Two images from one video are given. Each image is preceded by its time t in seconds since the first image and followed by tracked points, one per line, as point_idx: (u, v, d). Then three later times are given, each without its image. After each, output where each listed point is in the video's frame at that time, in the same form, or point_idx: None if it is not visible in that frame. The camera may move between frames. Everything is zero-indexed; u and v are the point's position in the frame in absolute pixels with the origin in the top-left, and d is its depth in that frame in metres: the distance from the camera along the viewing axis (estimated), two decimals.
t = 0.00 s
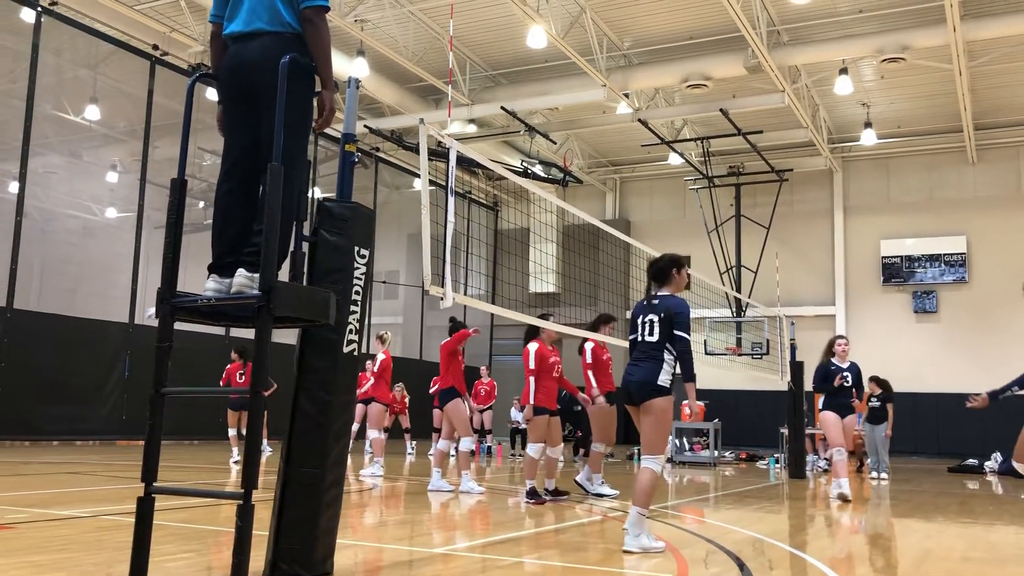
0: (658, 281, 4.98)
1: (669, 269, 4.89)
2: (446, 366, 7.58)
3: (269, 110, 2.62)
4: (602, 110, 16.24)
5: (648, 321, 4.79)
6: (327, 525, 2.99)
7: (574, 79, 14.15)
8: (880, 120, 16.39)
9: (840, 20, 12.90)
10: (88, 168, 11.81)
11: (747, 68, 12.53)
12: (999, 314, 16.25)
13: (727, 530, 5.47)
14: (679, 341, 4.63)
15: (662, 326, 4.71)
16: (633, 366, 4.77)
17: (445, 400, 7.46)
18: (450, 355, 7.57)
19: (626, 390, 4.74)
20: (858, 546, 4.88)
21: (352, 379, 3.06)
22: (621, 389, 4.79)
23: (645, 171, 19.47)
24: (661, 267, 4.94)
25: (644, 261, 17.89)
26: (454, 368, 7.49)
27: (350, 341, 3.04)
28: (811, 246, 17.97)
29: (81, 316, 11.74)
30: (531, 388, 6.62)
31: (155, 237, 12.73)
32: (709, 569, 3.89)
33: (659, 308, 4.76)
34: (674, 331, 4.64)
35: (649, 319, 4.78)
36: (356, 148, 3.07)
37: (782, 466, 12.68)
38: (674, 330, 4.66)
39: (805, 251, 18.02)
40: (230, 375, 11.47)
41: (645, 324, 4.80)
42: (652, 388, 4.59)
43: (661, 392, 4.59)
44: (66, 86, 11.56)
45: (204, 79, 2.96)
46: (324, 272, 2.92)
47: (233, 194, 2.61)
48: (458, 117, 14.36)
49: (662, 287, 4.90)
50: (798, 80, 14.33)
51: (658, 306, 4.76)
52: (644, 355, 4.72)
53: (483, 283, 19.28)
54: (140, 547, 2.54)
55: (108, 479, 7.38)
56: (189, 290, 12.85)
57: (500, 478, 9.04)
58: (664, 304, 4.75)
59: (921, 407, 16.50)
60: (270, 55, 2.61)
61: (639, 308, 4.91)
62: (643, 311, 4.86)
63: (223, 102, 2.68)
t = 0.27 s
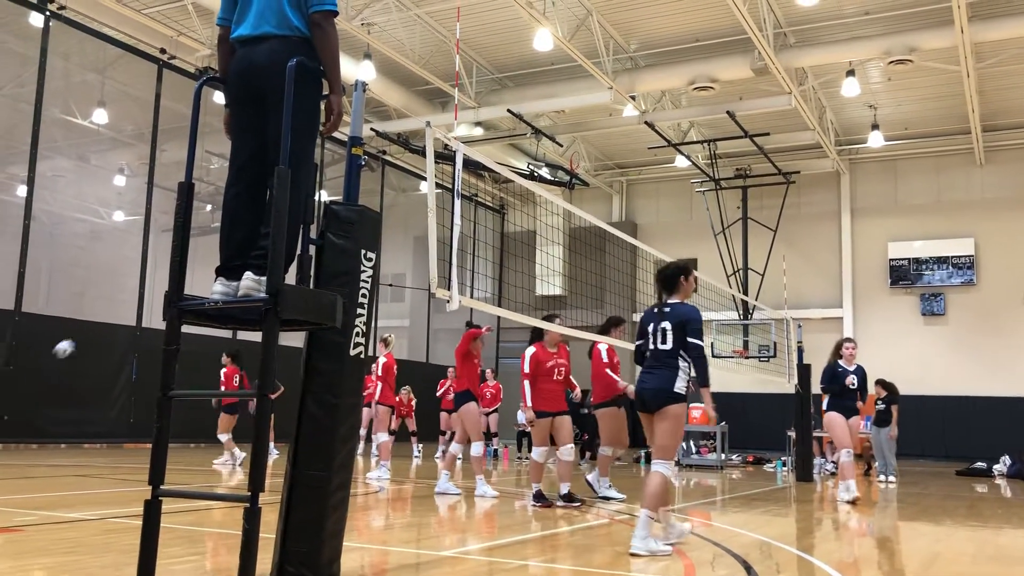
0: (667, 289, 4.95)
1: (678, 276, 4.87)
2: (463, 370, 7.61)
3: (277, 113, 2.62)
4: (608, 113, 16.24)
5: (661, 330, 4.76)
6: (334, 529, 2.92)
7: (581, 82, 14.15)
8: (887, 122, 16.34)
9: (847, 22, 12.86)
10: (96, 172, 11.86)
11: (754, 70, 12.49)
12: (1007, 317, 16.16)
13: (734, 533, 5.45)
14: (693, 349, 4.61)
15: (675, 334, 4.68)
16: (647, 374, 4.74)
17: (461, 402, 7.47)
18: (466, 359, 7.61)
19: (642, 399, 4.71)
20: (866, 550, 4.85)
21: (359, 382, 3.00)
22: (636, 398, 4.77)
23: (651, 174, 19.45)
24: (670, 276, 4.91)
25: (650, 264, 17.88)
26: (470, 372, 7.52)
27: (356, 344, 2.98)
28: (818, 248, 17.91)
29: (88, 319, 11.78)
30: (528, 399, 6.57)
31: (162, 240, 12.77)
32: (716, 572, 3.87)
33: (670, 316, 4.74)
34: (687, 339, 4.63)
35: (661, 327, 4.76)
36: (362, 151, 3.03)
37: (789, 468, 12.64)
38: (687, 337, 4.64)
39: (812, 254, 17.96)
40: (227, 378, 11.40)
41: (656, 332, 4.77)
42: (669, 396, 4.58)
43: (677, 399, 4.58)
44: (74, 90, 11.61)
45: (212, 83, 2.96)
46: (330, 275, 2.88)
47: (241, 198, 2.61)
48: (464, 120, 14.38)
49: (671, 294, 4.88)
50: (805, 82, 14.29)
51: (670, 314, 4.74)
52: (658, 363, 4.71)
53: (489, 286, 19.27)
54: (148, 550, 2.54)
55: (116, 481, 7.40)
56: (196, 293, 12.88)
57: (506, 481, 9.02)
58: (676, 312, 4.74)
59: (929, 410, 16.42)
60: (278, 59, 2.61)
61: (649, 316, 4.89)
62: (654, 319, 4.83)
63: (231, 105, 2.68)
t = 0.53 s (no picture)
0: (679, 295, 4.97)
1: (692, 282, 4.91)
2: (480, 372, 7.61)
3: (284, 119, 2.63)
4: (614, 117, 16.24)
5: (678, 335, 4.77)
6: (341, 533, 2.82)
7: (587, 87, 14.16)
8: (894, 126, 16.29)
9: (854, 27, 12.83)
10: (104, 177, 11.92)
11: (761, 74, 12.46)
12: (1016, 321, 16.07)
13: (741, 537, 5.42)
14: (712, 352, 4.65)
15: (694, 339, 4.70)
16: (667, 380, 4.74)
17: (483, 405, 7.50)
18: (484, 361, 7.63)
19: (662, 405, 4.71)
20: (874, 554, 4.82)
21: (366, 386, 2.91)
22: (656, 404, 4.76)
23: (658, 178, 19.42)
24: (683, 282, 4.93)
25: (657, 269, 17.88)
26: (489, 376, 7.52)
27: (363, 348, 2.90)
28: (826, 253, 17.85)
29: (97, 324, 11.82)
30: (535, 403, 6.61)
31: (170, 245, 12.81)
32: None
33: (687, 321, 4.76)
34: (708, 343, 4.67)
35: (679, 332, 4.76)
36: (370, 156, 3.00)
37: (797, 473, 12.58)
38: (708, 341, 4.67)
39: (820, 258, 17.89)
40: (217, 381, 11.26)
41: (675, 338, 4.77)
42: (691, 401, 4.58)
43: (698, 404, 4.58)
44: (83, 96, 11.67)
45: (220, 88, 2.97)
46: (337, 280, 2.83)
47: (249, 203, 2.62)
48: (471, 125, 14.40)
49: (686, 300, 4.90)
50: (812, 87, 14.27)
51: (687, 319, 4.77)
52: (678, 368, 4.71)
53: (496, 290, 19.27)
54: (155, 552, 2.53)
55: (124, 485, 7.42)
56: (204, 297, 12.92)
57: (513, 486, 9.01)
58: (694, 317, 4.76)
59: (937, 415, 16.33)
60: (285, 64, 2.61)
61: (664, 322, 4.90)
62: (670, 325, 4.85)
63: (239, 110, 2.68)
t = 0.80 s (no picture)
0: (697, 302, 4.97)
1: (710, 288, 4.91)
2: (496, 380, 7.70)
3: (291, 125, 2.63)
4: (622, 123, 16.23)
5: (700, 341, 4.75)
6: (350, 540, 2.80)
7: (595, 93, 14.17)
8: (903, 131, 16.23)
9: (862, 32, 12.79)
10: (114, 183, 11.98)
11: (769, 80, 12.43)
12: None
13: (750, 544, 5.39)
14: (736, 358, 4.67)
15: (716, 346, 4.70)
16: (690, 386, 4.71)
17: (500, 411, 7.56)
18: (501, 370, 7.70)
19: (686, 411, 4.68)
20: (883, 563, 4.78)
21: (374, 392, 2.89)
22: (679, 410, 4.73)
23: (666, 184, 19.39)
24: (702, 289, 4.93)
25: (666, 275, 17.87)
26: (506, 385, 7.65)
27: (371, 354, 2.88)
28: (835, 259, 17.78)
29: (105, 330, 11.86)
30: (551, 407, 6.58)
31: (179, 251, 12.86)
32: None
33: (708, 328, 4.76)
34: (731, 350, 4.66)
35: (701, 339, 4.76)
36: (378, 162, 2.98)
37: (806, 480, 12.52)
38: (731, 348, 4.68)
39: (829, 264, 17.83)
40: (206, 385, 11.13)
41: (697, 344, 4.76)
42: (717, 407, 4.57)
43: (725, 410, 4.58)
44: (92, 102, 11.74)
45: (229, 96, 2.97)
46: (344, 286, 2.80)
47: (257, 209, 2.62)
48: (478, 131, 14.42)
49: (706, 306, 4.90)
50: (820, 93, 14.24)
51: (709, 325, 4.76)
52: (701, 374, 4.70)
53: (503, 296, 19.26)
54: (163, 560, 2.53)
55: (134, 491, 7.43)
56: (212, 303, 12.96)
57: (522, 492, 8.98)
58: (716, 323, 4.77)
59: (947, 422, 16.22)
60: (290, 71, 2.61)
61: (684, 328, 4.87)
62: (690, 331, 4.84)
63: (247, 116, 2.68)
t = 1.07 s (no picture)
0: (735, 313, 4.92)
1: (750, 301, 4.88)
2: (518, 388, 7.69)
3: (299, 133, 2.63)
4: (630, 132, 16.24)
5: (742, 355, 4.70)
6: (360, 550, 2.76)
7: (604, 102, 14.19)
8: (912, 140, 16.17)
9: (871, 40, 12.76)
10: (124, 192, 12.05)
11: (778, 88, 12.41)
12: None
13: (759, 555, 5.35)
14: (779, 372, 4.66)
15: (759, 360, 4.67)
16: (733, 399, 4.66)
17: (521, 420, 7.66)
18: (524, 377, 7.68)
19: (729, 424, 4.63)
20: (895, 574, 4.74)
21: (383, 401, 2.85)
22: (721, 423, 4.67)
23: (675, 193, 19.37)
24: (743, 302, 4.88)
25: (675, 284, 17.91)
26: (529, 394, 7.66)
27: (380, 362, 2.85)
28: (844, 267, 17.70)
29: (115, 338, 11.91)
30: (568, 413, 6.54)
31: (188, 259, 12.91)
32: None
33: (751, 341, 4.70)
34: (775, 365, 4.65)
35: (744, 352, 4.70)
36: (387, 171, 2.96)
37: (816, 490, 12.43)
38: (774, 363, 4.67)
39: (839, 272, 17.74)
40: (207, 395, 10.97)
41: (739, 358, 4.70)
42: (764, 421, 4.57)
43: (772, 423, 4.59)
44: (103, 112, 11.82)
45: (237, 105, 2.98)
46: (352, 294, 2.78)
47: (264, 217, 2.62)
48: (487, 140, 14.45)
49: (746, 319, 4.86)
50: (829, 101, 14.20)
51: (752, 339, 4.71)
52: (744, 388, 4.66)
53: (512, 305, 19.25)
54: (172, 569, 2.52)
55: (143, 500, 7.44)
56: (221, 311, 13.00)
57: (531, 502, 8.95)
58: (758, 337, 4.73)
59: (959, 432, 16.09)
60: (298, 80, 2.62)
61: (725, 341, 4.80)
62: (731, 345, 4.77)
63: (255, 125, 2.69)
